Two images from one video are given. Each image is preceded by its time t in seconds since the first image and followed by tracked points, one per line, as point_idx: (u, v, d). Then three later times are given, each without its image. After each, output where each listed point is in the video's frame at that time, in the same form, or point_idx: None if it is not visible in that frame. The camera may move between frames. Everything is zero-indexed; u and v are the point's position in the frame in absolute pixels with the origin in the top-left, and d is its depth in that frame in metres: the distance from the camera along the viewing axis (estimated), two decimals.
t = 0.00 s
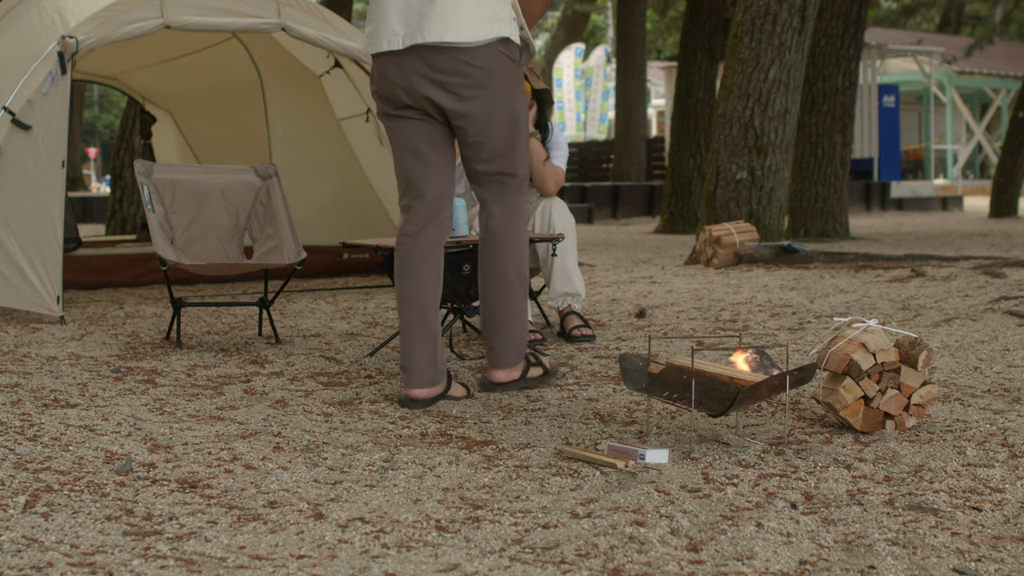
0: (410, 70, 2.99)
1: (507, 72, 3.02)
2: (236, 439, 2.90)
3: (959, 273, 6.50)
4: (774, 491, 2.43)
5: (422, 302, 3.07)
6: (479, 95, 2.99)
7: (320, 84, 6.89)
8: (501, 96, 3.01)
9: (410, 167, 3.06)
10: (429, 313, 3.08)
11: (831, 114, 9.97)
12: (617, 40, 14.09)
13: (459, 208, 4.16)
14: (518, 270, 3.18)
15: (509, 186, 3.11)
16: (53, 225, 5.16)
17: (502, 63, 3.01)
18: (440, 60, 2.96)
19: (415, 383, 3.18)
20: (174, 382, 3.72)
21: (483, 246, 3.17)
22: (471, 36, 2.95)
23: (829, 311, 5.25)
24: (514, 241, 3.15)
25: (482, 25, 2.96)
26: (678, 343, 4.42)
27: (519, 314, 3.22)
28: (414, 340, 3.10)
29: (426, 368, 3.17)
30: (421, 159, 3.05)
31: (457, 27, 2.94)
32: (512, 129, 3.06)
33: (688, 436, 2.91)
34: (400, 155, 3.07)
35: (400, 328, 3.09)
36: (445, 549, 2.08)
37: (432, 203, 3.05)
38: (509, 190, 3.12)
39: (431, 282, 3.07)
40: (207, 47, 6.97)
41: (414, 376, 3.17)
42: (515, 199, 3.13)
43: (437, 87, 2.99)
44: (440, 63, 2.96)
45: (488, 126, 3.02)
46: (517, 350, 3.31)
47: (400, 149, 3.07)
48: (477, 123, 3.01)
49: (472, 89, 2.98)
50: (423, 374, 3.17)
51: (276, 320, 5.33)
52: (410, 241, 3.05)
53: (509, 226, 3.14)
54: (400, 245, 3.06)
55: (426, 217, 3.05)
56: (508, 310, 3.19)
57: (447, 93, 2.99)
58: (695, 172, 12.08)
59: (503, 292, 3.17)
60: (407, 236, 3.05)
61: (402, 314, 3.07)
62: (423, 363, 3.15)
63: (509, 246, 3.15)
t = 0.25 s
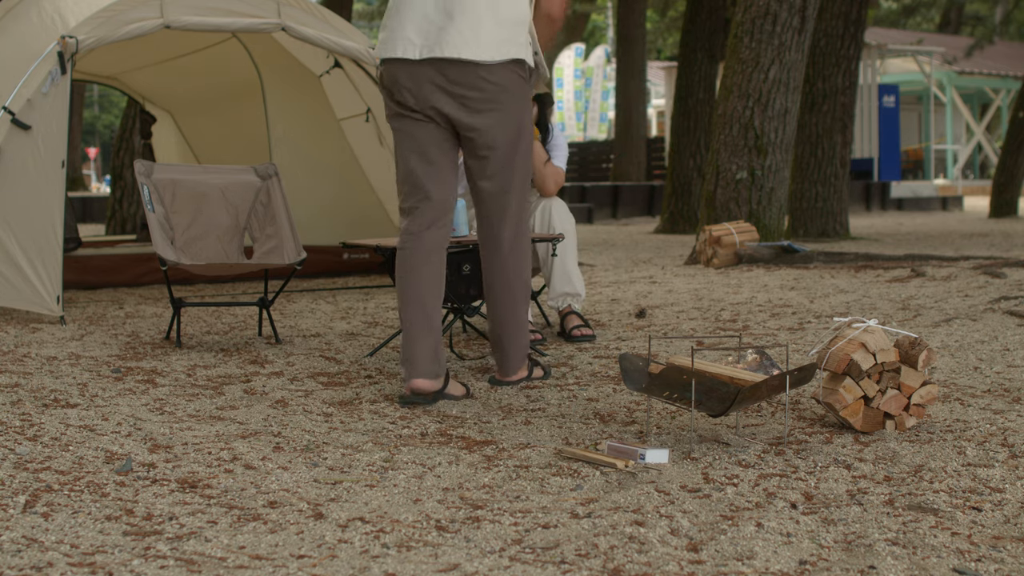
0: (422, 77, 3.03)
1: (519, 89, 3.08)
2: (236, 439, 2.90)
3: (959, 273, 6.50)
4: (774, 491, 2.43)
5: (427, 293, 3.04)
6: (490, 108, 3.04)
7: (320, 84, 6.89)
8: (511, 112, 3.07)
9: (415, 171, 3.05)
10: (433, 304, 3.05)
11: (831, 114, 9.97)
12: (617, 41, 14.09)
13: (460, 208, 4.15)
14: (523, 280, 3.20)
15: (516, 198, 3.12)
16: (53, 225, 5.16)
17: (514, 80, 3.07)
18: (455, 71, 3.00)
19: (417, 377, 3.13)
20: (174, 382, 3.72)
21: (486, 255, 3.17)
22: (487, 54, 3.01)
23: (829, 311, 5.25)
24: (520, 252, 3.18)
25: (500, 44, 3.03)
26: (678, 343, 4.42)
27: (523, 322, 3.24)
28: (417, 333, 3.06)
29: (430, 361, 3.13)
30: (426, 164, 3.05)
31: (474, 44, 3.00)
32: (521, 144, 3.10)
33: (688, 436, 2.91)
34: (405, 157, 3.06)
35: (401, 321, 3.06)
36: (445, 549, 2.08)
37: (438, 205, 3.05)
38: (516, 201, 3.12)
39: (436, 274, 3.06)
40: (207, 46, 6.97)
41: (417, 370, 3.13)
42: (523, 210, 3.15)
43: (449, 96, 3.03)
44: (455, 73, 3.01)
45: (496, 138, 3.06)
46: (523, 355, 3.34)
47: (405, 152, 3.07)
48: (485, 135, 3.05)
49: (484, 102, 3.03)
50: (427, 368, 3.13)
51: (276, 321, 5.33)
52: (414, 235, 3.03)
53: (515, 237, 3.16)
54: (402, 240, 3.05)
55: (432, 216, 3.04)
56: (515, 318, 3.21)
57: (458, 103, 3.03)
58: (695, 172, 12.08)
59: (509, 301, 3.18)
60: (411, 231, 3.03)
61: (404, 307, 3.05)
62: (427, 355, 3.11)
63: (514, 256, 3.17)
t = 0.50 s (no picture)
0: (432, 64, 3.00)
1: (527, 82, 3.06)
2: (236, 439, 2.90)
3: (959, 273, 6.50)
4: (774, 491, 2.43)
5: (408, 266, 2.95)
6: (499, 99, 3.01)
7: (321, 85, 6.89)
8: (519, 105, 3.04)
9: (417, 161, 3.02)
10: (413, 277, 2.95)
11: (831, 114, 9.97)
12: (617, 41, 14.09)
13: (459, 208, 4.16)
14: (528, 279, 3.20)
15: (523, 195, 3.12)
16: (53, 225, 5.16)
17: (524, 72, 3.04)
18: (464, 59, 2.98)
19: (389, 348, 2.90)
20: (174, 382, 3.72)
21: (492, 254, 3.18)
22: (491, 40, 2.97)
23: (829, 311, 5.25)
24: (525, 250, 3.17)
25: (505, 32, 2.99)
26: (678, 343, 4.42)
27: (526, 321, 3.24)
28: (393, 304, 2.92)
29: (405, 334, 2.92)
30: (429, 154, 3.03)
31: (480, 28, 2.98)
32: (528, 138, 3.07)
33: (688, 435, 2.91)
34: (409, 146, 3.03)
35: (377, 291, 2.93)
36: (445, 549, 2.08)
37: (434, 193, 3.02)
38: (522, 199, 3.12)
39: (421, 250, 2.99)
40: (207, 46, 6.97)
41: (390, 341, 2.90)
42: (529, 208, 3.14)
43: (457, 85, 3.00)
44: (465, 62, 2.98)
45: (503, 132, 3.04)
46: (523, 355, 3.31)
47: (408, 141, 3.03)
48: (492, 128, 3.03)
49: (492, 93, 3.00)
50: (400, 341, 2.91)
51: (276, 320, 5.33)
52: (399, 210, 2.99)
53: (520, 234, 3.16)
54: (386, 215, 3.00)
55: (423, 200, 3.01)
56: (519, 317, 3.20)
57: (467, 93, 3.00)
58: (695, 172, 12.09)
59: (513, 299, 3.18)
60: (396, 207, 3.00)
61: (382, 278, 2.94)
62: (402, 327, 2.91)
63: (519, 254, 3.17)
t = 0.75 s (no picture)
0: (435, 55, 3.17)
1: (526, 82, 3.20)
2: (236, 439, 2.90)
3: (959, 273, 6.50)
4: (774, 491, 2.43)
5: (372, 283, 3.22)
6: (497, 95, 3.15)
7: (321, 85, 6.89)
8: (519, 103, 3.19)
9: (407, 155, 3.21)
10: (374, 295, 3.22)
11: (831, 114, 9.97)
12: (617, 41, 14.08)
13: (459, 208, 4.16)
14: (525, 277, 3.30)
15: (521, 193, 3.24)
16: (53, 225, 5.17)
17: (525, 72, 3.19)
18: (464, 53, 3.14)
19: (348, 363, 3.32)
20: (174, 382, 3.72)
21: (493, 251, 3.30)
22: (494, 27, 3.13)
23: (829, 311, 5.25)
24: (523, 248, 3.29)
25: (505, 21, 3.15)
26: (678, 343, 4.42)
27: (523, 319, 3.33)
28: (356, 320, 3.26)
29: (363, 351, 3.31)
30: (419, 150, 3.22)
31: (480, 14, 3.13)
32: (523, 137, 3.21)
33: (688, 436, 2.91)
34: (402, 139, 3.21)
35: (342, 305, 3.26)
36: (445, 549, 2.08)
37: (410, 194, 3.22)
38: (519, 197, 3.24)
39: (387, 267, 3.23)
40: (207, 46, 6.97)
41: (349, 357, 3.31)
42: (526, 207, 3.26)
43: (455, 80, 3.16)
44: (466, 56, 3.14)
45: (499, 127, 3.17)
46: (521, 354, 3.42)
47: (401, 134, 3.21)
48: (487, 123, 3.17)
49: (491, 88, 3.15)
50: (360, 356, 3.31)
51: (276, 320, 5.33)
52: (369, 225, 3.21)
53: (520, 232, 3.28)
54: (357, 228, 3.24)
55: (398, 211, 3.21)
56: (518, 316, 3.30)
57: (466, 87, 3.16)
58: (695, 172, 12.08)
59: (510, 296, 3.29)
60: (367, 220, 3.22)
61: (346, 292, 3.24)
62: (362, 340, 3.29)
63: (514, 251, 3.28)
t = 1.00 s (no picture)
0: (422, 53, 3.22)
1: (518, 82, 3.21)
2: (236, 439, 2.90)
3: (959, 273, 6.50)
4: (774, 491, 2.43)
5: (354, 292, 3.28)
6: (483, 92, 3.18)
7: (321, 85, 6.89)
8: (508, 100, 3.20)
9: (394, 156, 3.25)
10: (356, 298, 3.28)
11: (831, 114, 9.97)
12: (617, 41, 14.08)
13: (459, 207, 4.14)
14: (521, 275, 3.32)
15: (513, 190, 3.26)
16: (53, 225, 5.17)
17: (514, 70, 3.20)
18: (453, 52, 3.17)
19: (333, 369, 3.39)
20: (174, 382, 3.72)
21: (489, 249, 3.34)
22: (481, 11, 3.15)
23: (829, 311, 5.25)
24: (518, 246, 3.31)
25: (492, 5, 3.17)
26: (678, 343, 4.42)
27: (520, 317, 3.35)
28: (342, 325, 3.32)
29: (349, 356, 3.38)
30: (406, 152, 3.26)
31: None
32: (516, 136, 3.24)
33: (688, 436, 2.91)
34: (392, 138, 3.26)
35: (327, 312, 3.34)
36: (445, 549, 2.08)
37: (393, 198, 3.26)
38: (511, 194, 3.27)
39: (370, 274, 3.28)
40: (207, 46, 6.97)
41: (334, 363, 3.39)
42: (519, 204, 3.28)
43: (444, 79, 3.21)
44: (451, 53, 3.17)
45: (488, 125, 3.21)
46: (520, 354, 3.43)
47: (389, 134, 3.26)
48: (477, 123, 3.21)
49: (478, 85, 3.17)
50: (346, 363, 3.39)
51: (275, 321, 5.33)
52: (351, 233, 3.26)
53: (515, 229, 3.30)
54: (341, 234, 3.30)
55: (381, 217, 3.26)
56: (515, 314, 3.33)
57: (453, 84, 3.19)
58: (695, 172, 12.08)
59: (506, 294, 3.32)
60: (350, 227, 3.27)
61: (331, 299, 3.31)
62: (347, 345, 3.35)
63: (508, 248, 3.31)
